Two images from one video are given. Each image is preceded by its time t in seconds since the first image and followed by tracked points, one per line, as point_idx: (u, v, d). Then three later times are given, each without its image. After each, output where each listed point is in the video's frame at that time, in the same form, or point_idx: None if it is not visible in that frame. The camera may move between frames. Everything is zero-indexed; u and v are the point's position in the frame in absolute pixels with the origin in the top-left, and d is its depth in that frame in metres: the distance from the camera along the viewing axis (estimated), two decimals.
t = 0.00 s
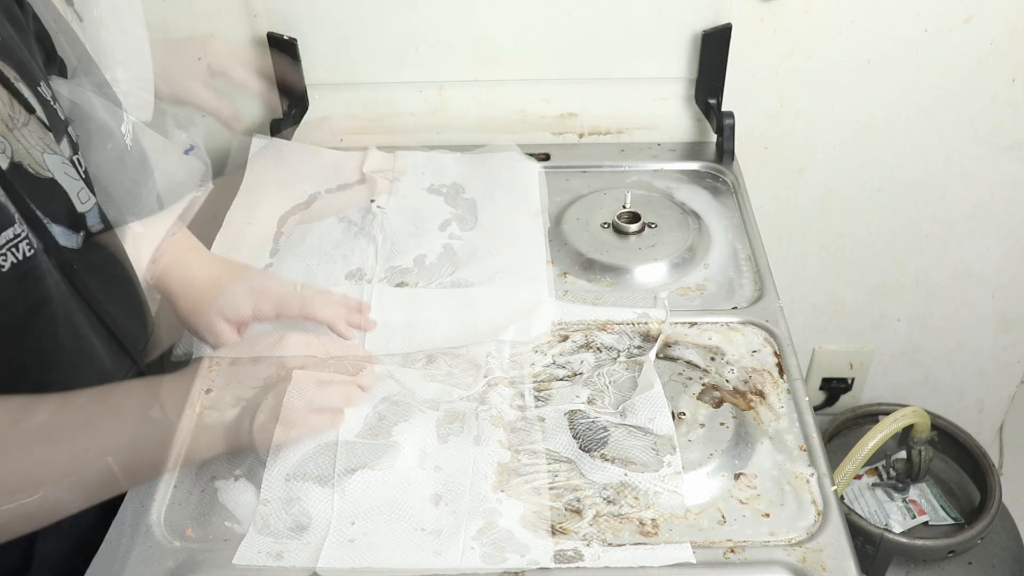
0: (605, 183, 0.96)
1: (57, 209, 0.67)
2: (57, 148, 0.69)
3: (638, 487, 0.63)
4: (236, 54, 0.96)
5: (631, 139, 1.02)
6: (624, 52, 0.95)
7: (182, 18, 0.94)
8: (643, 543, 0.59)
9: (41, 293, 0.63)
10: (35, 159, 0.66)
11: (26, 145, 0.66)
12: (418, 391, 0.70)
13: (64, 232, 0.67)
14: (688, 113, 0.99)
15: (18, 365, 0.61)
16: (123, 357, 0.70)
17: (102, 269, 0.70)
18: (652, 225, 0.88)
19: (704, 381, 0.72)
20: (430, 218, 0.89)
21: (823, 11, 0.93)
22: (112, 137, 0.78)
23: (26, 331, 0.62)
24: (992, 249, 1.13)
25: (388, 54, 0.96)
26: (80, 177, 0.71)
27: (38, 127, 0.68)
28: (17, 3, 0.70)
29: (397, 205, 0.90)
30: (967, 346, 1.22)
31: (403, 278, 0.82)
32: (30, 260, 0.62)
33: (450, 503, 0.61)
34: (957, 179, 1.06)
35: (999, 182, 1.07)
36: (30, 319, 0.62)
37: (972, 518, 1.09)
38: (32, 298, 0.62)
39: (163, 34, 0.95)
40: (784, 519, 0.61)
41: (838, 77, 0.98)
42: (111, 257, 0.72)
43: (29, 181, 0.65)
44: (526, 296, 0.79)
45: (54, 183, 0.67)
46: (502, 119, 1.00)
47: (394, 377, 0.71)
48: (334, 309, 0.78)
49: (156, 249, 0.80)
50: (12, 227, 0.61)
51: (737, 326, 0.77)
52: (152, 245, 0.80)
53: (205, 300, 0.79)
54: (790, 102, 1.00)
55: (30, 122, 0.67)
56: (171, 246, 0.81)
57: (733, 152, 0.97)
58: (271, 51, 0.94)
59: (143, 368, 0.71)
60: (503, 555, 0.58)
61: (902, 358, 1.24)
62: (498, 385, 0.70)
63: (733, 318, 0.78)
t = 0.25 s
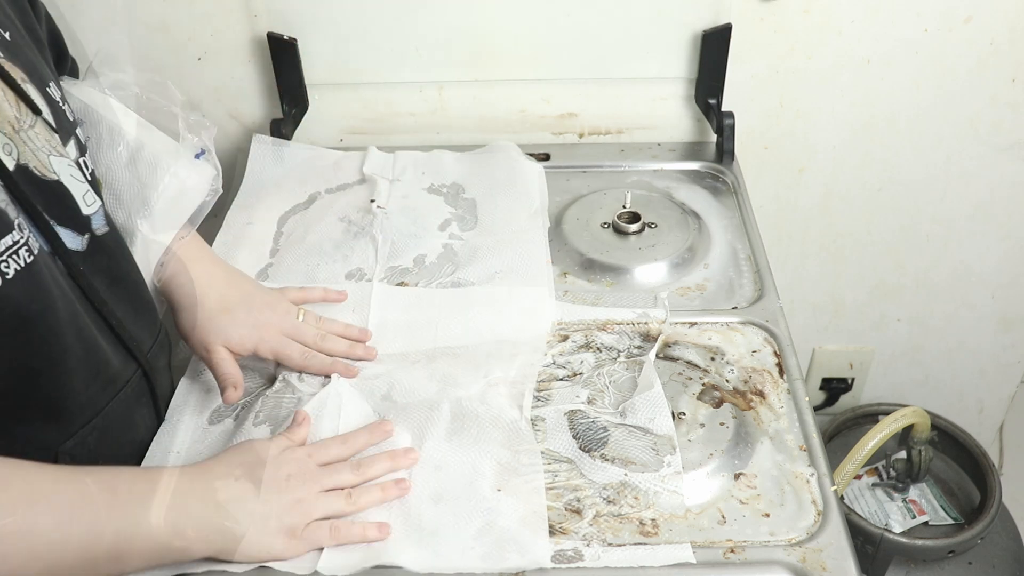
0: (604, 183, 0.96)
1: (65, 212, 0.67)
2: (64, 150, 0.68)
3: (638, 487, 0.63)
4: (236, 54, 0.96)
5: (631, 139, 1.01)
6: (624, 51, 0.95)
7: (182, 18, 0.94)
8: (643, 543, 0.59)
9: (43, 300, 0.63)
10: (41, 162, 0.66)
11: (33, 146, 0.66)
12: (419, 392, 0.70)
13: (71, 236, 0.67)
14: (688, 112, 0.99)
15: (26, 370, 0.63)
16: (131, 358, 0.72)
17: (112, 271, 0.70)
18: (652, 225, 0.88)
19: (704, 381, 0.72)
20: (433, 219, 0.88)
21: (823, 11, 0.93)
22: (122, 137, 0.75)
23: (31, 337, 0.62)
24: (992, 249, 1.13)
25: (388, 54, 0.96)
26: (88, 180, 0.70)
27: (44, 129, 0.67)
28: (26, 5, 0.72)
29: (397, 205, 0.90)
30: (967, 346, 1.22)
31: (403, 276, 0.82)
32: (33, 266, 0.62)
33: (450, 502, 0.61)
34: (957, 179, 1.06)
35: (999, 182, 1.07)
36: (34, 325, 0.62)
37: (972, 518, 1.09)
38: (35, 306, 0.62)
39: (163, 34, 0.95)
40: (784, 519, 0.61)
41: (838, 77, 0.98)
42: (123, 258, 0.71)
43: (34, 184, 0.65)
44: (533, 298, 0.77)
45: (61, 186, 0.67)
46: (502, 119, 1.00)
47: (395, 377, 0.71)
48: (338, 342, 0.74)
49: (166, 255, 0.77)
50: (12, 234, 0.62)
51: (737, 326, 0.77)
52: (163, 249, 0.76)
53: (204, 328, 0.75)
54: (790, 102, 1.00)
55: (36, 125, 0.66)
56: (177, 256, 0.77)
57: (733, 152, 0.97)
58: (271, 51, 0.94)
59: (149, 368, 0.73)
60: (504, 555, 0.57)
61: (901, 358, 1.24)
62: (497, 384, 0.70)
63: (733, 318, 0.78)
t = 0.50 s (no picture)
0: (604, 183, 0.96)
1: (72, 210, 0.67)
2: (73, 149, 0.68)
3: (638, 487, 0.63)
4: (236, 54, 0.96)
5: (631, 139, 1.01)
6: (624, 51, 0.95)
7: (182, 18, 0.94)
8: (643, 543, 0.59)
9: (50, 296, 0.63)
10: (49, 159, 0.66)
11: (41, 144, 0.65)
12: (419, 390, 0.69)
13: (78, 234, 0.67)
14: (688, 112, 0.99)
15: (31, 366, 0.63)
16: (137, 356, 0.71)
17: (119, 270, 0.70)
18: (652, 225, 0.88)
19: (704, 381, 0.72)
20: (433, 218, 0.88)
21: (823, 11, 0.93)
22: (131, 134, 0.75)
23: (36, 335, 0.62)
24: (992, 249, 1.13)
25: (388, 54, 0.96)
26: (96, 178, 0.70)
27: (52, 126, 0.67)
28: (37, 3, 0.73)
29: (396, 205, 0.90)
30: (967, 346, 1.22)
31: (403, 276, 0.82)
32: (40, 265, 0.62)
33: (450, 501, 0.60)
34: (957, 179, 1.06)
35: (999, 181, 1.07)
36: (40, 323, 0.62)
37: (972, 518, 1.09)
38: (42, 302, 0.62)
39: (163, 34, 0.95)
40: (784, 519, 0.61)
41: (838, 76, 0.98)
42: (131, 257, 0.71)
43: (42, 183, 0.65)
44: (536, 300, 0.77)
45: (69, 183, 0.67)
46: (502, 119, 1.00)
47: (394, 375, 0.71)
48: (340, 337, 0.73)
49: (172, 250, 0.76)
50: (18, 233, 0.62)
51: (737, 326, 0.77)
52: (167, 249, 0.75)
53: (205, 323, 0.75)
54: (790, 102, 1.00)
55: (44, 122, 0.66)
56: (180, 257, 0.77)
57: (733, 152, 0.97)
58: (271, 51, 0.94)
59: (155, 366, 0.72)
60: (504, 554, 0.57)
61: (901, 358, 1.24)
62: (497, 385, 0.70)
63: (733, 318, 0.78)
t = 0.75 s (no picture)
0: (604, 183, 0.96)
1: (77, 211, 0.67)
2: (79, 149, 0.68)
3: (638, 487, 0.63)
4: (236, 54, 0.96)
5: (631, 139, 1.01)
6: (624, 51, 0.95)
7: (182, 18, 0.94)
8: (643, 543, 0.59)
9: (51, 294, 0.63)
10: (54, 158, 0.66)
11: (48, 144, 0.65)
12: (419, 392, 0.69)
13: (82, 234, 0.67)
14: (688, 112, 0.99)
15: (28, 364, 0.63)
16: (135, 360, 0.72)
17: (121, 272, 0.70)
18: (652, 225, 0.88)
19: (704, 381, 0.72)
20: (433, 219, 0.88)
21: (823, 11, 0.93)
22: (142, 137, 0.74)
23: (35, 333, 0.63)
24: (992, 249, 1.13)
25: (388, 54, 0.96)
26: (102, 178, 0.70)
27: (59, 126, 0.67)
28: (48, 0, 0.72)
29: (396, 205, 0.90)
30: (967, 345, 1.22)
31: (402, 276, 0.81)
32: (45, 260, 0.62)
33: (451, 500, 0.60)
34: (957, 179, 1.06)
35: (999, 181, 1.07)
36: (35, 321, 0.62)
37: (972, 518, 1.09)
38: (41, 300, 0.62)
39: (163, 33, 0.95)
40: (784, 519, 0.61)
41: (838, 77, 0.98)
42: (135, 258, 0.71)
43: (46, 182, 0.65)
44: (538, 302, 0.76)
45: (74, 183, 0.67)
46: (502, 119, 1.00)
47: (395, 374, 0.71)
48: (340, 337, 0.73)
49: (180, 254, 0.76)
50: (28, 226, 0.62)
51: (737, 326, 0.77)
52: (175, 251, 0.75)
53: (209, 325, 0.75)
54: (790, 102, 1.00)
55: (52, 122, 0.66)
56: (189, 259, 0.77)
57: (733, 152, 0.97)
58: (271, 50, 0.94)
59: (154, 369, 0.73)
60: (504, 553, 0.57)
61: (901, 358, 1.24)
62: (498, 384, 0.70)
63: (733, 318, 0.78)
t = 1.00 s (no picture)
0: (604, 183, 0.96)
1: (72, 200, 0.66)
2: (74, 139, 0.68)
3: (638, 487, 0.63)
4: (237, 54, 0.96)
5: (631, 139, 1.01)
6: (624, 51, 0.95)
7: (182, 18, 0.94)
8: (643, 543, 0.59)
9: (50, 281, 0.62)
10: (47, 148, 0.65)
11: (42, 133, 0.65)
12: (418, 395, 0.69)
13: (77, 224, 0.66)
14: (688, 112, 0.99)
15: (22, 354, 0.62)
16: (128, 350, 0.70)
17: (119, 262, 0.69)
18: (652, 225, 0.88)
19: (704, 381, 0.72)
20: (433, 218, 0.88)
21: (823, 11, 0.93)
22: (150, 129, 0.77)
23: (30, 322, 0.61)
24: (992, 249, 1.13)
25: (388, 54, 0.96)
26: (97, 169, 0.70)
27: (53, 117, 0.66)
28: None
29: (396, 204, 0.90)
30: (967, 345, 1.22)
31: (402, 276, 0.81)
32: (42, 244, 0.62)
33: (451, 500, 0.61)
34: (957, 179, 1.06)
35: (999, 181, 1.07)
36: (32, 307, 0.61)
37: (972, 518, 1.09)
38: (36, 286, 0.61)
39: (164, 33, 0.95)
40: (784, 519, 0.61)
41: (838, 77, 0.98)
42: (133, 250, 0.70)
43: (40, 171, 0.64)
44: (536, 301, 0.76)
45: (68, 174, 0.66)
46: (502, 119, 1.00)
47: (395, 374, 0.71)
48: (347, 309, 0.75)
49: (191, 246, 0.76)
50: (28, 209, 0.62)
51: (737, 326, 0.77)
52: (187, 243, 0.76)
53: (239, 310, 0.75)
54: (790, 102, 1.00)
55: (45, 112, 0.65)
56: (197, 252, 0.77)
57: (733, 152, 0.97)
58: (271, 50, 0.94)
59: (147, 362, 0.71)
60: (504, 553, 0.57)
61: (901, 358, 1.24)
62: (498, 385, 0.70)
63: (733, 318, 0.78)
